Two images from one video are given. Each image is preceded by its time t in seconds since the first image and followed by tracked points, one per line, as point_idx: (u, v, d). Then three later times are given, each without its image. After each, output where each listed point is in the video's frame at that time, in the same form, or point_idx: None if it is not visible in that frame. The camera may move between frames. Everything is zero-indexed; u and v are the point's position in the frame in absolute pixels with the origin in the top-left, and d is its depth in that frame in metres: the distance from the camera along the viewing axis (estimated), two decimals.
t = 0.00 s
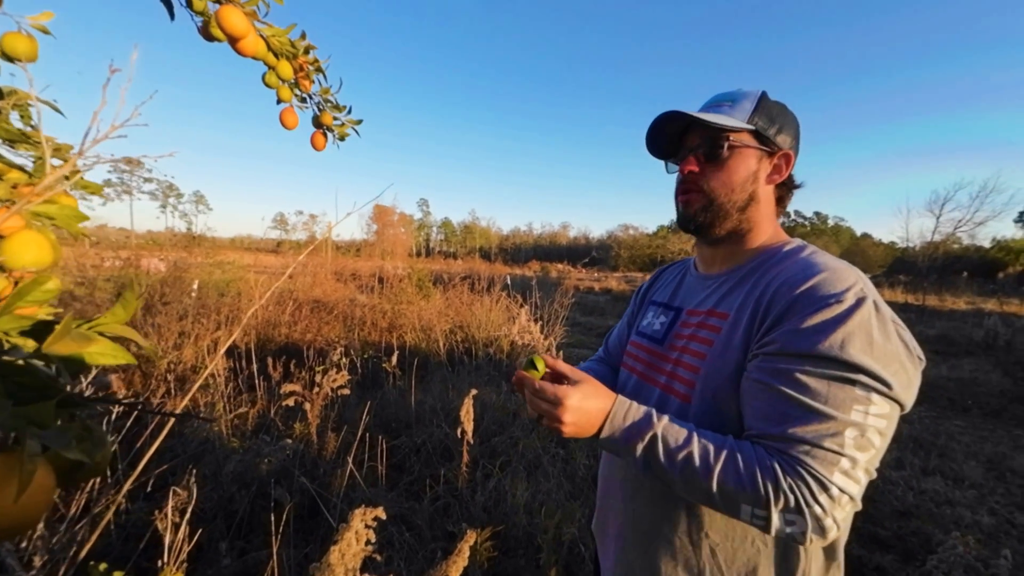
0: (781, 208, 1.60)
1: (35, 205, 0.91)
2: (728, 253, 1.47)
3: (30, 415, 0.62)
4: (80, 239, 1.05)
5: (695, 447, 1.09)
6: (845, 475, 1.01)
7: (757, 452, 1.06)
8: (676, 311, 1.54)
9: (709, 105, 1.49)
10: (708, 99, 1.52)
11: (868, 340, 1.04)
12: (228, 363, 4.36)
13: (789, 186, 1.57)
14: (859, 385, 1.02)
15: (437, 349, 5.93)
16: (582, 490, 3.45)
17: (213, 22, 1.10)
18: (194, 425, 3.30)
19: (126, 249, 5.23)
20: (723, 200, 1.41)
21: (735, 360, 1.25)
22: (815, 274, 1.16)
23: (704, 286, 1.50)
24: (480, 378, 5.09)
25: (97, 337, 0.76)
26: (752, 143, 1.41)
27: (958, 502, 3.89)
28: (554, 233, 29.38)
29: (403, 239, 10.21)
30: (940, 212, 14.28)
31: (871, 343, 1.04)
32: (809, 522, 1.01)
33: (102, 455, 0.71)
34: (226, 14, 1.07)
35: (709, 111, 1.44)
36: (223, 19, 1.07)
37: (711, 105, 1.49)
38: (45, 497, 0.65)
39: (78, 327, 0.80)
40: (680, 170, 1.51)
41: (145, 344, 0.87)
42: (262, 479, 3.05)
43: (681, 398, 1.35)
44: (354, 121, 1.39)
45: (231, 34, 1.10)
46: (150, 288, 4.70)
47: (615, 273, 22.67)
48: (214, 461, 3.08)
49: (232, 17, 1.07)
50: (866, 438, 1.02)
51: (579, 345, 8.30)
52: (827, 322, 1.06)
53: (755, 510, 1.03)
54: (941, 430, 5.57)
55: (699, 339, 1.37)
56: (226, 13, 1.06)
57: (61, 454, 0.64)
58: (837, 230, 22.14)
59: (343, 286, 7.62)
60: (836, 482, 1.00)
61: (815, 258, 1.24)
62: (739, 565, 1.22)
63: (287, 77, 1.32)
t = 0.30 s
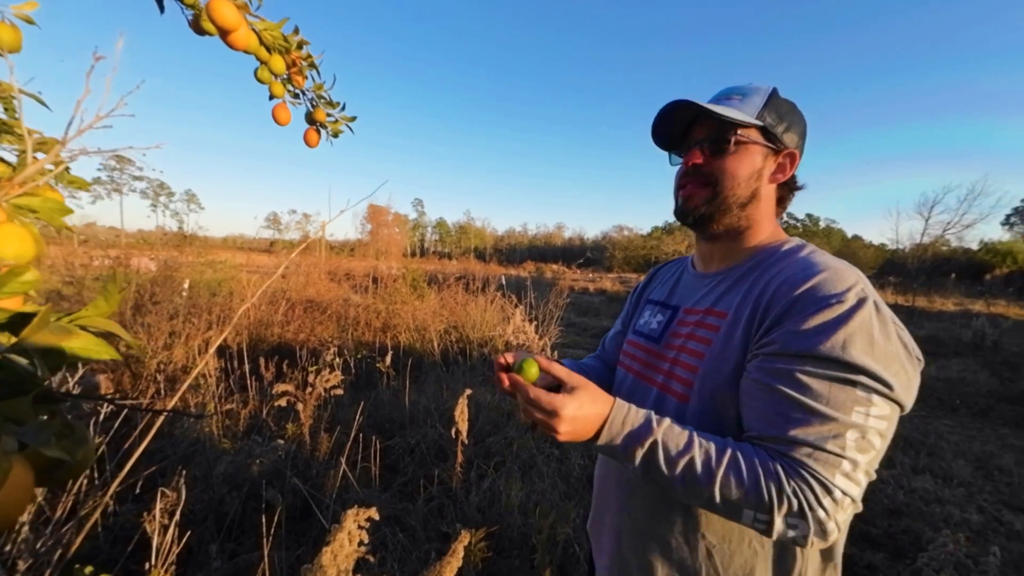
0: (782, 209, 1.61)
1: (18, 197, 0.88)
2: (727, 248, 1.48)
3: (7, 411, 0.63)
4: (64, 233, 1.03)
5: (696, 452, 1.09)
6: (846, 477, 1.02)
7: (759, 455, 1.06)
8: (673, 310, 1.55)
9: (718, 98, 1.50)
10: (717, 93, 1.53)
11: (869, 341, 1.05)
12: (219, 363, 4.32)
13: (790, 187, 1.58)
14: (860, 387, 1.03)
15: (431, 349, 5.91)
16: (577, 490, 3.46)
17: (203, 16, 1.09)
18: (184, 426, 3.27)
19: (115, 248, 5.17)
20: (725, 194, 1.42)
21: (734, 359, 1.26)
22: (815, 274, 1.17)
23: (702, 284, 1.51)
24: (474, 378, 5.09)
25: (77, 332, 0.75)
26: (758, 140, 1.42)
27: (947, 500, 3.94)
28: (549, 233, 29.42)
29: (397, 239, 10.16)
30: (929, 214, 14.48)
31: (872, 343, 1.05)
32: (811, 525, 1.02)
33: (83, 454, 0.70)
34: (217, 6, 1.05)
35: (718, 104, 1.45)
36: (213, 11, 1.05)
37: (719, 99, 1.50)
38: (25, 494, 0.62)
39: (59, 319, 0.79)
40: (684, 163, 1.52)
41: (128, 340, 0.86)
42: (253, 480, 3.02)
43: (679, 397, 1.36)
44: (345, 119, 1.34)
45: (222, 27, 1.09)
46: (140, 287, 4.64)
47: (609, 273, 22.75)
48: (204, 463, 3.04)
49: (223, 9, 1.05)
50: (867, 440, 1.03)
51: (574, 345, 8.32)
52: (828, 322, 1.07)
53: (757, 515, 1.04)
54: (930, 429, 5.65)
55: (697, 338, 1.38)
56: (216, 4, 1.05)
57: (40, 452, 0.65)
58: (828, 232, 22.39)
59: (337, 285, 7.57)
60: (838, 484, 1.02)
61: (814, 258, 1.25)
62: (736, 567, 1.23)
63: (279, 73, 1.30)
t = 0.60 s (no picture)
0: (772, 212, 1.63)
1: None
2: (715, 251, 1.50)
3: None
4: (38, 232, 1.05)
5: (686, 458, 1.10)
6: (834, 478, 1.04)
7: (747, 458, 1.08)
8: (661, 310, 1.56)
9: (715, 99, 1.51)
10: (714, 94, 1.54)
11: (857, 343, 1.07)
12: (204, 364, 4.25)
13: (781, 192, 1.61)
14: (849, 389, 1.04)
15: (421, 349, 5.88)
16: (567, 490, 3.47)
17: (186, 9, 1.06)
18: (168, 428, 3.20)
19: (97, 246, 5.05)
20: (716, 198, 1.44)
21: (722, 361, 1.27)
22: (803, 278, 1.20)
23: (689, 285, 1.52)
24: (464, 379, 5.07)
25: (44, 333, 0.74)
26: (751, 144, 1.44)
27: (928, 496, 4.04)
28: (538, 233, 29.47)
29: (388, 238, 10.06)
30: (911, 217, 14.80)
31: (859, 346, 1.07)
32: (800, 527, 1.03)
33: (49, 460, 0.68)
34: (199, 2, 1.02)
35: (713, 106, 1.47)
36: (196, 6, 1.02)
37: (716, 100, 1.51)
38: None
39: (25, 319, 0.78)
40: (678, 165, 1.54)
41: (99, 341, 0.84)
42: (239, 483, 2.97)
43: (667, 398, 1.37)
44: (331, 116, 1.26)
45: (205, 22, 1.06)
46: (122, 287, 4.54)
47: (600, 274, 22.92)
48: (188, 465, 2.98)
49: (204, 5, 1.02)
50: (855, 441, 1.05)
51: (564, 345, 8.35)
52: (816, 326, 1.09)
53: (747, 519, 1.05)
54: (912, 427, 5.77)
55: (685, 339, 1.39)
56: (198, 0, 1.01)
57: None
58: (813, 235, 22.80)
59: (326, 285, 7.49)
60: (826, 486, 1.03)
61: (801, 262, 1.27)
62: (721, 566, 1.24)
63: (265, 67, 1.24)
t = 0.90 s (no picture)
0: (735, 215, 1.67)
1: None
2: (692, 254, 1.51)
3: None
4: None
5: (638, 448, 1.12)
6: (780, 463, 1.01)
7: (693, 446, 1.08)
8: (633, 309, 1.58)
9: (700, 96, 1.45)
10: (697, 90, 1.48)
11: (801, 329, 1.05)
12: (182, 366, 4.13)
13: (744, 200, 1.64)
14: (793, 373, 1.03)
15: (407, 350, 5.83)
16: (552, 490, 3.47)
17: None
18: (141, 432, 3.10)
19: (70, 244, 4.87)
20: (699, 206, 1.45)
21: (683, 355, 1.28)
22: (754, 269, 1.20)
23: (659, 283, 1.54)
24: (450, 380, 5.04)
25: None
26: (733, 151, 1.44)
27: (902, 491, 4.16)
28: (523, 234, 29.53)
29: (375, 238, 9.27)
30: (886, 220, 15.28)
31: (803, 331, 1.05)
32: (748, 512, 1.02)
33: None
34: None
35: (702, 107, 1.41)
36: None
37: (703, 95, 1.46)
38: None
39: None
40: (661, 164, 1.49)
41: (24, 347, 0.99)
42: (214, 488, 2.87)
43: (634, 393, 1.38)
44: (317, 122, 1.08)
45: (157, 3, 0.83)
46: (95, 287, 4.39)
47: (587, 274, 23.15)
48: (161, 471, 2.86)
49: None
50: (801, 426, 1.02)
51: (552, 345, 8.38)
52: (762, 313, 1.09)
53: (697, 506, 1.06)
54: (888, 424, 5.94)
55: (651, 336, 1.40)
56: None
57: None
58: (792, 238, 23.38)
59: (311, 284, 7.37)
60: (770, 470, 1.00)
61: (757, 254, 1.27)
62: (693, 558, 1.24)
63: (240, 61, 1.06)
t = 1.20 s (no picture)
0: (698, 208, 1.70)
1: None
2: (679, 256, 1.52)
3: None
4: None
5: (603, 432, 1.12)
6: (735, 449, 1.00)
7: (652, 432, 1.07)
8: (608, 309, 1.59)
9: (659, 103, 1.39)
10: (651, 95, 1.41)
11: (760, 319, 1.06)
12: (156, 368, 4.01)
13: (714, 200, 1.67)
14: (750, 362, 1.03)
15: (391, 350, 5.78)
16: (535, 489, 3.47)
17: None
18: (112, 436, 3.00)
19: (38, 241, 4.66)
20: (685, 212, 1.45)
21: (653, 349, 1.29)
22: (720, 263, 1.21)
23: (632, 282, 1.55)
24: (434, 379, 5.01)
25: None
26: (703, 150, 1.45)
27: (877, 483, 4.30)
28: (507, 234, 29.52)
29: (361, 236, 8.96)
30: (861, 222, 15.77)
31: (763, 322, 1.06)
32: (702, 496, 1.01)
33: None
34: None
35: (668, 116, 1.37)
36: None
37: (661, 99, 1.40)
38: None
39: None
40: (638, 178, 1.45)
41: None
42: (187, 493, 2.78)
43: (608, 390, 1.38)
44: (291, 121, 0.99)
45: None
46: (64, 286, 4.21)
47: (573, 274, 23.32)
48: (131, 477, 2.80)
49: None
50: (757, 413, 1.01)
51: (538, 343, 8.40)
52: (724, 304, 1.10)
53: (654, 489, 1.05)
54: (863, 419, 6.12)
55: (625, 332, 1.41)
56: None
57: None
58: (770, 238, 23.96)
59: (293, 283, 7.23)
60: (725, 455, 1.00)
61: (724, 250, 1.29)
62: (668, 554, 1.24)
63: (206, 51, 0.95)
